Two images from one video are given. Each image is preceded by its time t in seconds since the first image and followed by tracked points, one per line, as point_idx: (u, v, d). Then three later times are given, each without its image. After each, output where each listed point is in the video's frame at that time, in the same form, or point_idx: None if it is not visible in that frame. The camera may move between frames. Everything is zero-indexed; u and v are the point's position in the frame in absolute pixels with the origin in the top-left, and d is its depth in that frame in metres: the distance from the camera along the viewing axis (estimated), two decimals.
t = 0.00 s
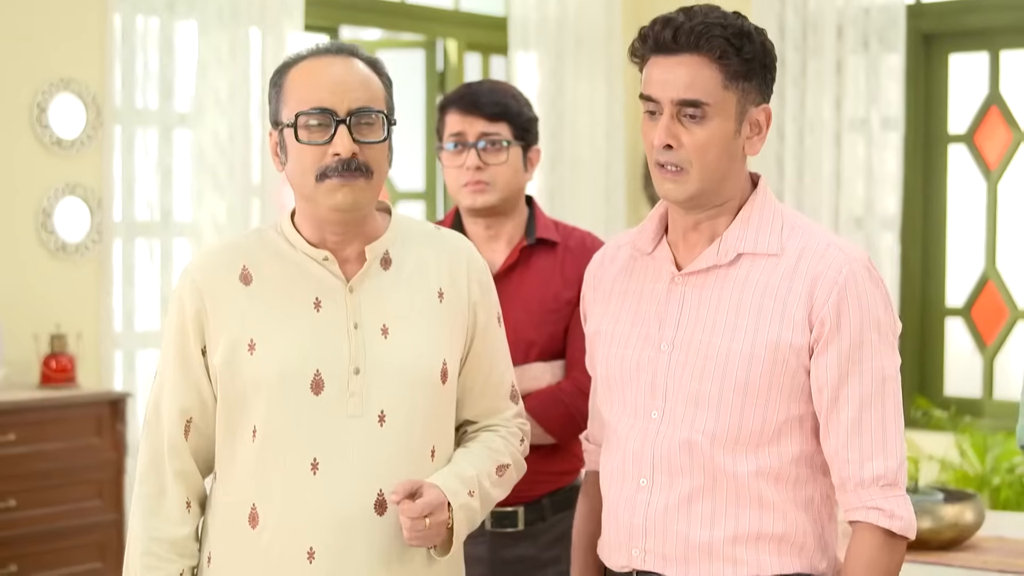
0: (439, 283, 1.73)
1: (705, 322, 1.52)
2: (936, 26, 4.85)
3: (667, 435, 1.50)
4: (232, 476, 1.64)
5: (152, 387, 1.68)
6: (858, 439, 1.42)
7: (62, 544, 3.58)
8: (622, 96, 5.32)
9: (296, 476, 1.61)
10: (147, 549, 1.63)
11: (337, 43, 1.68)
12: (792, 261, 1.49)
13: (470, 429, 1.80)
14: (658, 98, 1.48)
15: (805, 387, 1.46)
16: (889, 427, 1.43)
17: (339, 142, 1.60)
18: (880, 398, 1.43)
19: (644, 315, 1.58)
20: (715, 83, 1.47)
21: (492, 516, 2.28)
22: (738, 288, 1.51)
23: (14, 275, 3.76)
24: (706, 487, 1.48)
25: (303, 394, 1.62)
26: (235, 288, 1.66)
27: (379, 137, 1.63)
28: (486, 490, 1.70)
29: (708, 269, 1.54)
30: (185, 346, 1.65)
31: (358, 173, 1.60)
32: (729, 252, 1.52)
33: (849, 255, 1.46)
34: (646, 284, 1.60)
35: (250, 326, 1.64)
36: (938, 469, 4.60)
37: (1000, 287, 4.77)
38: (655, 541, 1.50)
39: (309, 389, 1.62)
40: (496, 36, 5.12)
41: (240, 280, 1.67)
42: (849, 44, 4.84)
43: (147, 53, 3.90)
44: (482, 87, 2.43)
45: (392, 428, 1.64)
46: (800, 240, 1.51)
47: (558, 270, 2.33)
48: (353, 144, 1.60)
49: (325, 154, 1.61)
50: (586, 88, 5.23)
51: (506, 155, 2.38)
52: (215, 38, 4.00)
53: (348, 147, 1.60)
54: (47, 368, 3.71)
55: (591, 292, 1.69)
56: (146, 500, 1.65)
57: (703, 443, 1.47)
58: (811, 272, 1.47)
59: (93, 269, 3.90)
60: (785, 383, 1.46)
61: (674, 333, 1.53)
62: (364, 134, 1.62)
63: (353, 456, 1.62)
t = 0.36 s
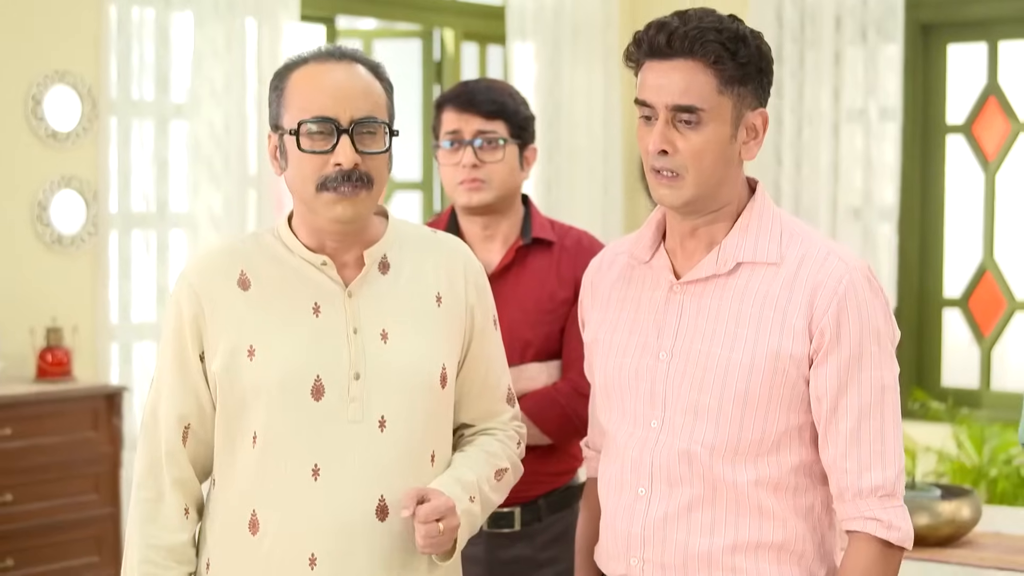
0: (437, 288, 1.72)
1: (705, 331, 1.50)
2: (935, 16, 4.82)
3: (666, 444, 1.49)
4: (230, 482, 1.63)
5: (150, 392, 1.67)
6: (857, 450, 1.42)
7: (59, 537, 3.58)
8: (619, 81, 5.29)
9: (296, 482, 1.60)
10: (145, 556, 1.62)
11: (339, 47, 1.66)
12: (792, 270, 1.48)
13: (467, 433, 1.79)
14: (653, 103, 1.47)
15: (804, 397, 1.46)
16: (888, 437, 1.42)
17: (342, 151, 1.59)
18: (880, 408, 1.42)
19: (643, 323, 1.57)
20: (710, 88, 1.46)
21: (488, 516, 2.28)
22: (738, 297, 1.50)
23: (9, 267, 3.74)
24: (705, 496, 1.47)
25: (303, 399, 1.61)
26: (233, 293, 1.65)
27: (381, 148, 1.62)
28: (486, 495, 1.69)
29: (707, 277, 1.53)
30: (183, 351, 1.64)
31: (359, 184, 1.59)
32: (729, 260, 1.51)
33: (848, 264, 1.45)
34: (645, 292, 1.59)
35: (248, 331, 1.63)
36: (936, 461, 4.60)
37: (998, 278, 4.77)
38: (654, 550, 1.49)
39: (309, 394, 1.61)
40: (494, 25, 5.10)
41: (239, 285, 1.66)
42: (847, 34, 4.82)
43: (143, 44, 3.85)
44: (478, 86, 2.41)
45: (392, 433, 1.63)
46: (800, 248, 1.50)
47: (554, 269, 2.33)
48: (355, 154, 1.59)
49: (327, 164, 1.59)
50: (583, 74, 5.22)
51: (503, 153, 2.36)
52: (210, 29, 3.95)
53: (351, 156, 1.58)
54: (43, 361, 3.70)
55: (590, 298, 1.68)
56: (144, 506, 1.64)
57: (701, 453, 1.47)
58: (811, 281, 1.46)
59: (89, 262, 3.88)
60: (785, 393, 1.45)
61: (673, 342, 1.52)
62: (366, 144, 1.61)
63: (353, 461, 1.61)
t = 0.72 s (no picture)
0: (433, 292, 1.71)
1: (703, 337, 1.49)
2: (936, 4, 4.80)
3: (664, 451, 1.48)
4: (225, 488, 1.62)
5: (146, 397, 1.66)
6: (858, 456, 1.41)
7: (58, 531, 3.57)
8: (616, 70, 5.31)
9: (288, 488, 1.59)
10: (142, 561, 1.61)
11: (347, 54, 1.64)
12: (791, 275, 1.47)
13: (466, 437, 1.78)
14: (649, 109, 1.46)
15: (804, 404, 1.45)
16: (889, 443, 1.41)
17: (344, 165, 1.57)
18: (880, 414, 1.41)
19: (641, 328, 1.56)
20: (706, 95, 1.45)
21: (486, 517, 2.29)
22: (736, 302, 1.49)
23: (6, 260, 3.73)
24: (704, 504, 1.46)
25: (294, 406, 1.60)
26: (227, 299, 1.64)
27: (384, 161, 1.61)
28: (482, 501, 1.69)
29: (706, 283, 1.52)
30: (177, 356, 1.63)
31: (360, 198, 1.59)
32: (727, 266, 1.50)
33: (847, 269, 1.44)
34: (643, 296, 1.58)
35: (242, 337, 1.62)
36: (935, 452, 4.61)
37: (997, 268, 4.77)
38: (652, 557, 1.48)
39: (300, 401, 1.60)
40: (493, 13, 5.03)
41: (233, 291, 1.65)
42: (847, 23, 4.80)
43: (140, 36, 3.83)
44: (477, 84, 2.39)
45: (384, 439, 1.62)
46: (799, 253, 1.49)
47: (552, 269, 2.33)
48: (358, 168, 1.58)
49: (328, 175, 1.58)
50: (582, 64, 5.21)
51: (501, 152, 2.35)
52: (208, 19, 3.93)
53: (353, 170, 1.57)
54: (41, 354, 3.68)
55: (588, 301, 1.67)
56: (141, 511, 1.63)
57: (700, 460, 1.46)
58: (810, 286, 1.45)
59: (87, 254, 3.86)
60: (784, 399, 1.44)
61: (671, 347, 1.51)
62: (369, 157, 1.59)
63: (346, 467, 1.60)
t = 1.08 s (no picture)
0: (432, 296, 1.71)
1: (702, 339, 1.49)
2: None
3: (662, 454, 1.47)
4: (222, 491, 1.61)
5: (144, 398, 1.66)
6: (857, 460, 1.40)
7: (58, 523, 3.56)
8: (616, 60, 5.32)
9: (284, 494, 1.58)
10: (138, 562, 1.60)
11: (353, 58, 1.64)
12: (791, 277, 1.46)
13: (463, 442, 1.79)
14: (648, 114, 1.45)
15: (803, 407, 1.44)
16: (889, 448, 1.40)
17: (351, 171, 1.56)
18: (880, 419, 1.40)
19: (640, 330, 1.55)
20: (706, 101, 1.44)
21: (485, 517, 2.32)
22: (736, 305, 1.48)
23: (3, 251, 3.71)
24: (702, 508, 1.45)
25: (291, 412, 1.59)
26: (225, 302, 1.64)
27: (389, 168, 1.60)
28: (480, 511, 1.69)
29: (705, 285, 1.51)
30: (175, 358, 1.63)
31: (365, 205, 1.59)
32: (726, 269, 1.49)
33: (848, 273, 1.43)
34: (642, 297, 1.58)
35: (240, 341, 1.62)
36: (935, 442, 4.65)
37: (997, 258, 4.76)
38: (650, 561, 1.48)
39: (297, 406, 1.59)
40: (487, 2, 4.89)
41: (231, 294, 1.64)
42: (847, 12, 4.78)
43: (138, 26, 3.80)
44: (477, 82, 2.40)
45: (381, 445, 1.61)
46: (799, 256, 1.48)
47: (550, 268, 2.37)
48: (364, 175, 1.57)
49: (334, 181, 1.57)
50: (582, 54, 5.20)
51: (501, 151, 2.37)
52: (207, 12, 3.89)
53: (359, 177, 1.56)
54: (40, 347, 3.65)
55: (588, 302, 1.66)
56: (137, 512, 1.62)
57: (698, 464, 1.45)
58: (810, 289, 1.44)
59: (86, 245, 3.85)
60: (782, 403, 1.43)
61: (670, 349, 1.50)
62: (375, 164, 1.58)
63: (343, 473, 1.59)
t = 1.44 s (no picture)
0: (430, 299, 1.76)
1: (699, 347, 1.51)
2: None
3: (659, 462, 1.50)
4: (225, 495, 1.64)
5: (142, 401, 1.67)
6: (854, 470, 1.41)
7: (57, 516, 3.54)
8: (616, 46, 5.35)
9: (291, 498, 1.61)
10: (138, 568, 1.61)
11: (361, 63, 1.65)
12: (789, 285, 1.48)
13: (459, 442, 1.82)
14: (645, 118, 1.47)
15: (800, 416, 1.46)
16: (886, 459, 1.42)
17: (361, 177, 1.58)
18: (877, 428, 1.42)
19: (638, 336, 1.58)
20: (702, 106, 1.46)
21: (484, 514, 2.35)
22: (733, 313, 1.50)
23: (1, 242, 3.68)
24: (699, 515, 1.48)
25: (296, 416, 1.62)
26: (226, 304, 1.66)
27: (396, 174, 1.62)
28: (483, 504, 1.73)
29: (703, 292, 1.54)
30: (175, 361, 1.64)
31: (373, 211, 1.60)
32: (724, 276, 1.52)
33: (846, 281, 1.45)
34: (641, 303, 1.61)
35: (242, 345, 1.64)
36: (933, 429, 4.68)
37: (997, 247, 4.74)
38: (647, 568, 1.50)
39: (302, 410, 1.62)
40: None
41: (231, 298, 1.67)
42: None
43: (136, 16, 3.74)
44: (477, 79, 2.41)
45: (386, 448, 1.65)
46: (797, 264, 1.50)
47: (549, 266, 2.39)
48: (374, 181, 1.58)
49: (343, 187, 1.59)
50: (581, 41, 5.20)
51: (500, 148, 2.39)
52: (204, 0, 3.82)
53: (369, 184, 1.58)
54: (38, 338, 3.62)
55: (589, 305, 1.70)
56: (136, 518, 1.63)
57: (695, 472, 1.47)
58: (808, 298, 1.46)
59: (84, 236, 3.82)
60: (780, 412, 1.45)
61: (668, 357, 1.53)
62: (383, 171, 1.60)
63: (348, 476, 1.63)
